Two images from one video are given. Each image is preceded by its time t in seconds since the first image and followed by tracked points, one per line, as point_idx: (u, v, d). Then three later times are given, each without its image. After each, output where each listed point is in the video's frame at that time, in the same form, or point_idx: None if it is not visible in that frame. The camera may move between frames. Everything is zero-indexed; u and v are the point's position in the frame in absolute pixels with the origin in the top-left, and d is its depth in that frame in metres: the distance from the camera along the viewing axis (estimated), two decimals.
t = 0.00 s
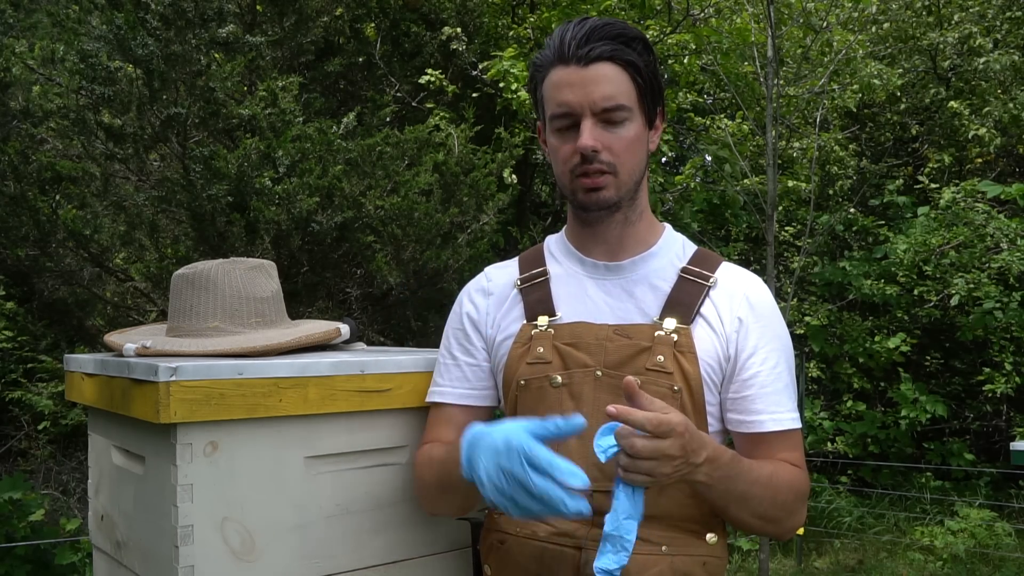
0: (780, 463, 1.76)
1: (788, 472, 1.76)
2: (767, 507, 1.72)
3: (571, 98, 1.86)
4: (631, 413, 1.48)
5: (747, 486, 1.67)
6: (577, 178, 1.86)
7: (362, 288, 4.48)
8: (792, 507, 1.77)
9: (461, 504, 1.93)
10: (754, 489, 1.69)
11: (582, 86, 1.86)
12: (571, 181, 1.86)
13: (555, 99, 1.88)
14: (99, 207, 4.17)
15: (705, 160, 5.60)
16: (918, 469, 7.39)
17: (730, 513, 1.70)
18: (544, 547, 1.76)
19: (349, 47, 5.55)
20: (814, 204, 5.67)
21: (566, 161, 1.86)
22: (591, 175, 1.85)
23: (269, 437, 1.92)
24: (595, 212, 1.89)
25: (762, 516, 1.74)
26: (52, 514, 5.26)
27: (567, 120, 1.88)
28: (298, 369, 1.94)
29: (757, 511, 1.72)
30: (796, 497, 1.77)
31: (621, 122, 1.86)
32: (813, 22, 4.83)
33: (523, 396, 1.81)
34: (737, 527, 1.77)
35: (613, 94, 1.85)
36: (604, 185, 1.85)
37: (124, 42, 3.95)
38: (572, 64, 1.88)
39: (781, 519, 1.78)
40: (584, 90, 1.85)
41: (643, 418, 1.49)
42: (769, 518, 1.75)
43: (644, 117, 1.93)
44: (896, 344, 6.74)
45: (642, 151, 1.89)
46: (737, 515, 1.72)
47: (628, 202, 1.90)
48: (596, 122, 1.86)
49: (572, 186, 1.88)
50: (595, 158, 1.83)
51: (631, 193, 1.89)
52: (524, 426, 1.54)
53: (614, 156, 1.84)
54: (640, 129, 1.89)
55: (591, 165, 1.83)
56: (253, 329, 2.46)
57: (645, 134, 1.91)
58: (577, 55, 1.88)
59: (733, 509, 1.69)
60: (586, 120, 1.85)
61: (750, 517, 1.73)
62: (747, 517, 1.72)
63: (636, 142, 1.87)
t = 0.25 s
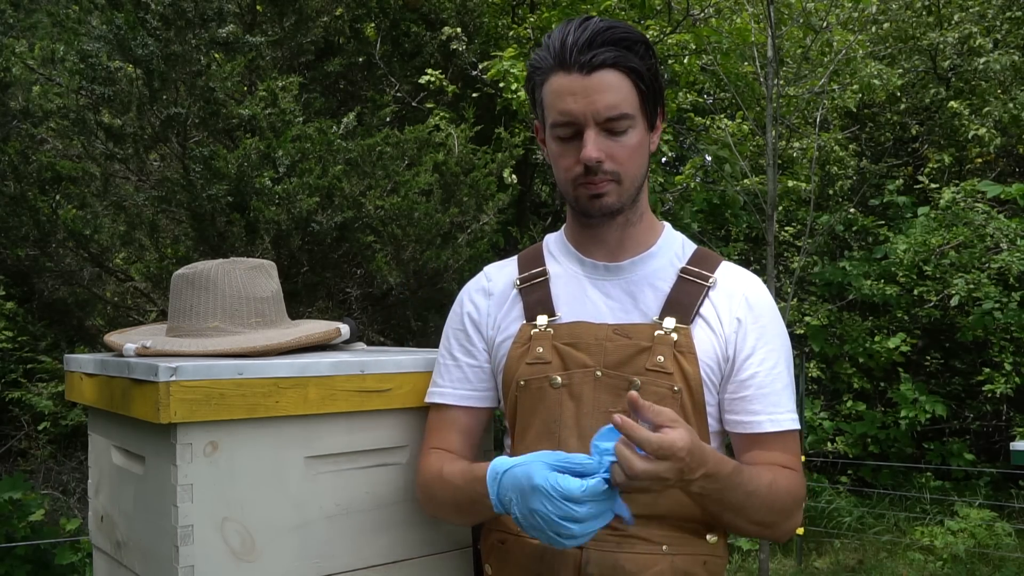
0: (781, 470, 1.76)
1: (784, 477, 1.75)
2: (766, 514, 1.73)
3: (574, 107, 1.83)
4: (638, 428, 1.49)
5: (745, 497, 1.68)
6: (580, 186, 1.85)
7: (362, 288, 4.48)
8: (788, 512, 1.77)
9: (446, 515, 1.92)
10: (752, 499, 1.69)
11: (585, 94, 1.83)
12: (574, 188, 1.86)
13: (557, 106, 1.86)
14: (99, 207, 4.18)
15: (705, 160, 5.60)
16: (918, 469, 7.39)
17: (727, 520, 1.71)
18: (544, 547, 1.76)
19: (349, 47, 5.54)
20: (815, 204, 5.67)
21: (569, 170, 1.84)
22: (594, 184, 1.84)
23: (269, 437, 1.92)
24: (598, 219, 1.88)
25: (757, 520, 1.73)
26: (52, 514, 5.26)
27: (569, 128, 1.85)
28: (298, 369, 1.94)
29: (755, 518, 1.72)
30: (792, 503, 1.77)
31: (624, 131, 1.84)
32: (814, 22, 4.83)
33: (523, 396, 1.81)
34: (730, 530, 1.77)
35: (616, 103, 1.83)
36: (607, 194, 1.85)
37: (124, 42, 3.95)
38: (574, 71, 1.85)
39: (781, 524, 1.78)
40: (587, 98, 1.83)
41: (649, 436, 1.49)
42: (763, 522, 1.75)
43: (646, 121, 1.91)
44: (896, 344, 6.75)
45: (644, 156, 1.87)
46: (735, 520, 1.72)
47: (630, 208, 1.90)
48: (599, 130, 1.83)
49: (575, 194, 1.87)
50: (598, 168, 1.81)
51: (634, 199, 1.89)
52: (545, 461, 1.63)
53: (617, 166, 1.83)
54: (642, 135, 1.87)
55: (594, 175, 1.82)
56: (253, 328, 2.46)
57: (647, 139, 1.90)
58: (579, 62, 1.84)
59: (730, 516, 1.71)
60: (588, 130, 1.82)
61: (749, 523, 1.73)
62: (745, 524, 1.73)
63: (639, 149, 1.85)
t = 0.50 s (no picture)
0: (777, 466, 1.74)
1: (774, 471, 1.73)
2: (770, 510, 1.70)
3: (571, 113, 1.82)
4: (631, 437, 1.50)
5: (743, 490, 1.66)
6: (577, 192, 1.85)
7: (362, 288, 4.48)
8: (787, 507, 1.73)
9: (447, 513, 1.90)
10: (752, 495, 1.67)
11: (582, 100, 1.81)
12: (571, 193, 1.86)
13: (555, 111, 1.84)
14: (99, 207, 4.18)
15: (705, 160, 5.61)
16: (918, 469, 7.39)
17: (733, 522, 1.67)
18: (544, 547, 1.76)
19: (349, 47, 5.54)
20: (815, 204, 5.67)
21: (566, 175, 1.84)
22: (590, 190, 1.84)
23: (269, 437, 1.92)
24: (595, 223, 1.88)
25: (758, 519, 1.69)
26: (52, 514, 5.26)
27: (566, 133, 1.84)
28: (298, 369, 1.94)
29: (759, 517, 1.69)
30: (789, 498, 1.73)
31: (622, 137, 1.82)
32: (814, 22, 4.83)
33: (523, 396, 1.81)
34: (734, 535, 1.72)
35: (614, 109, 1.81)
36: (604, 199, 1.85)
37: (124, 42, 3.96)
38: (572, 76, 1.83)
39: (785, 522, 1.75)
40: (584, 104, 1.81)
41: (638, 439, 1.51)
42: (765, 521, 1.71)
43: (646, 125, 1.89)
44: (896, 344, 6.75)
45: (643, 161, 1.86)
46: (740, 520, 1.67)
47: (629, 211, 1.90)
48: (596, 135, 1.82)
49: (573, 199, 1.87)
50: (595, 175, 1.81)
51: (632, 204, 1.88)
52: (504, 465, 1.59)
53: (614, 172, 1.82)
54: (641, 140, 1.85)
55: (591, 180, 1.82)
56: (253, 328, 2.46)
57: (646, 144, 1.88)
58: (577, 67, 1.83)
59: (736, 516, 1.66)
60: (586, 136, 1.81)
61: (754, 523, 1.69)
62: (750, 524, 1.69)
63: (638, 155, 1.84)
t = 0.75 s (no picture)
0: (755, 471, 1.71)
1: (756, 472, 1.70)
2: (750, 517, 1.68)
3: (571, 114, 1.81)
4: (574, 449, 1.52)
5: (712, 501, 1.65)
6: (576, 192, 1.85)
7: (362, 288, 4.48)
8: (767, 508, 1.70)
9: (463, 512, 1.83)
10: (723, 506, 1.66)
11: (582, 101, 1.80)
12: (569, 194, 1.86)
13: (555, 111, 1.84)
14: (99, 207, 4.18)
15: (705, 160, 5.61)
16: (918, 469, 7.38)
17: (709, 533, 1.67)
18: (544, 546, 1.76)
19: (349, 46, 5.53)
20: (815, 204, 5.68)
21: (565, 175, 1.84)
22: (589, 191, 1.84)
23: (269, 437, 1.92)
24: (593, 224, 1.89)
25: (739, 524, 1.68)
26: (52, 514, 5.26)
27: (567, 133, 1.84)
28: (298, 369, 1.94)
29: (738, 523, 1.68)
30: (770, 501, 1.70)
31: (621, 139, 1.81)
32: (814, 22, 4.84)
33: (523, 396, 1.81)
34: (713, 539, 1.70)
35: (615, 111, 1.80)
36: (602, 200, 1.85)
37: (124, 42, 3.96)
38: (574, 77, 1.82)
39: (773, 521, 1.73)
40: (584, 105, 1.80)
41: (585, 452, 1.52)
42: (744, 524, 1.69)
43: (647, 127, 1.88)
44: (896, 344, 6.76)
45: (642, 163, 1.86)
46: (716, 529, 1.67)
47: (628, 212, 1.89)
48: (596, 137, 1.81)
49: (571, 199, 1.87)
50: (592, 176, 1.81)
51: (631, 205, 1.88)
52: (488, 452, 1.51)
53: (613, 174, 1.81)
54: (642, 142, 1.84)
55: (589, 181, 1.82)
56: (253, 328, 2.46)
57: (646, 146, 1.87)
58: (579, 68, 1.81)
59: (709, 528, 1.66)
60: (585, 137, 1.81)
61: (734, 530, 1.69)
62: (729, 533, 1.69)
63: (637, 157, 1.83)
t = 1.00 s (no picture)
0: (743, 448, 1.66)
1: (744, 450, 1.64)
2: (735, 480, 1.59)
3: (577, 111, 1.80)
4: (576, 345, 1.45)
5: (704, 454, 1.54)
6: (579, 189, 1.83)
7: (362, 288, 4.48)
8: (754, 485, 1.62)
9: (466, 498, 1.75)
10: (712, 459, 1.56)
11: (589, 98, 1.79)
12: (572, 190, 1.83)
13: (561, 108, 1.82)
14: (99, 207, 4.18)
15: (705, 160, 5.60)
16: (918, 470, 7.38)
17: (694, 488, 1.54)
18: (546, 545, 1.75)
19: (349, 46, 5.53)
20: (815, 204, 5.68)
21: (570, 171, 1.81)
22: (592, 187, 1.82)
23: (270, 437, 1.92)
24: (595, 222, 1.87)
25: (722, 485, 1.58)
26: (52, 514, 5.26)
27: (572, 130, 1.82)
28: (298, 369, 1.94)
29: (722, 485, 1.57)
30: (757, 476, 1.63)
31: (627, 137, 1.80)
32: (814, 22, 4.84)
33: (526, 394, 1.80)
34: (694, 509, 1.61)
35: (620, 109, 1.79)
36: (605, 198, 1.83)
37: (124, 42, 3.96)
38: (581, 75, 1.81)
39: (751, 502, 1.63)
40: (590, 103, 1.79)
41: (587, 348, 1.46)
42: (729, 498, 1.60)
43: (651, 128, 1.88)
44: (896, 344, 6.76)
45: (646, 163, 1.85)
46: (702, 484, 1.54)
47: (630, 212, 1.88)
48: (601, 134, 1.80)
49: (574, 196, 1.85)
50: (597, 172, 1.79)
51: (633, 205, 1.87)
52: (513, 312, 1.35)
53: (617, 171, 1.80)
54: (646, 141, 1.84)
55: (593, 177, 1.80)
56: (253, 328, 2.46)
57: (650, 147, 1.86)
58: (586, 67, 1.81)
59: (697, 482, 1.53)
60: (591, 134, 1.79)
61: (717, 492, 1.57)
62: (712, 492, 1.57)
63: (641, 156, 1.82)
